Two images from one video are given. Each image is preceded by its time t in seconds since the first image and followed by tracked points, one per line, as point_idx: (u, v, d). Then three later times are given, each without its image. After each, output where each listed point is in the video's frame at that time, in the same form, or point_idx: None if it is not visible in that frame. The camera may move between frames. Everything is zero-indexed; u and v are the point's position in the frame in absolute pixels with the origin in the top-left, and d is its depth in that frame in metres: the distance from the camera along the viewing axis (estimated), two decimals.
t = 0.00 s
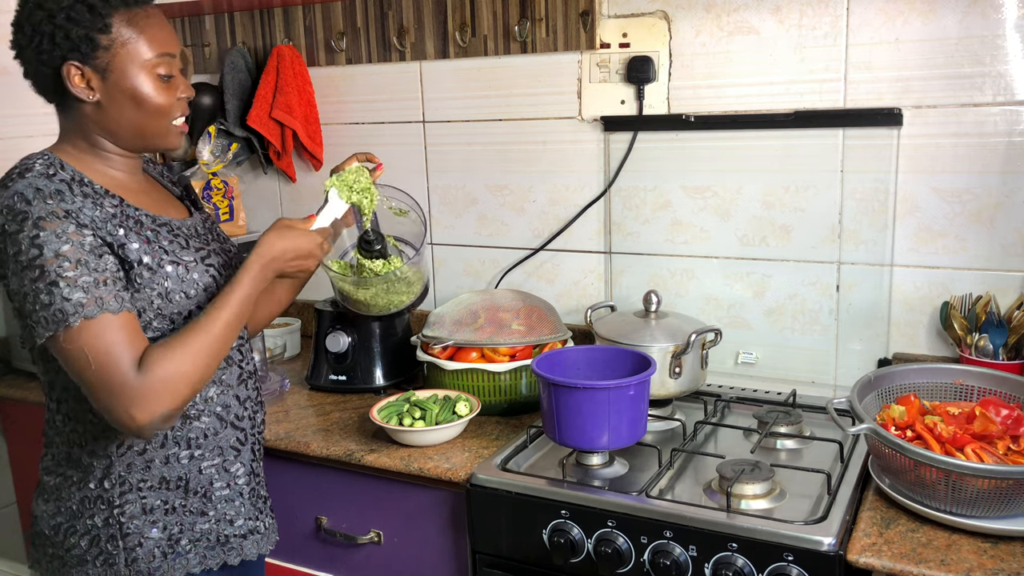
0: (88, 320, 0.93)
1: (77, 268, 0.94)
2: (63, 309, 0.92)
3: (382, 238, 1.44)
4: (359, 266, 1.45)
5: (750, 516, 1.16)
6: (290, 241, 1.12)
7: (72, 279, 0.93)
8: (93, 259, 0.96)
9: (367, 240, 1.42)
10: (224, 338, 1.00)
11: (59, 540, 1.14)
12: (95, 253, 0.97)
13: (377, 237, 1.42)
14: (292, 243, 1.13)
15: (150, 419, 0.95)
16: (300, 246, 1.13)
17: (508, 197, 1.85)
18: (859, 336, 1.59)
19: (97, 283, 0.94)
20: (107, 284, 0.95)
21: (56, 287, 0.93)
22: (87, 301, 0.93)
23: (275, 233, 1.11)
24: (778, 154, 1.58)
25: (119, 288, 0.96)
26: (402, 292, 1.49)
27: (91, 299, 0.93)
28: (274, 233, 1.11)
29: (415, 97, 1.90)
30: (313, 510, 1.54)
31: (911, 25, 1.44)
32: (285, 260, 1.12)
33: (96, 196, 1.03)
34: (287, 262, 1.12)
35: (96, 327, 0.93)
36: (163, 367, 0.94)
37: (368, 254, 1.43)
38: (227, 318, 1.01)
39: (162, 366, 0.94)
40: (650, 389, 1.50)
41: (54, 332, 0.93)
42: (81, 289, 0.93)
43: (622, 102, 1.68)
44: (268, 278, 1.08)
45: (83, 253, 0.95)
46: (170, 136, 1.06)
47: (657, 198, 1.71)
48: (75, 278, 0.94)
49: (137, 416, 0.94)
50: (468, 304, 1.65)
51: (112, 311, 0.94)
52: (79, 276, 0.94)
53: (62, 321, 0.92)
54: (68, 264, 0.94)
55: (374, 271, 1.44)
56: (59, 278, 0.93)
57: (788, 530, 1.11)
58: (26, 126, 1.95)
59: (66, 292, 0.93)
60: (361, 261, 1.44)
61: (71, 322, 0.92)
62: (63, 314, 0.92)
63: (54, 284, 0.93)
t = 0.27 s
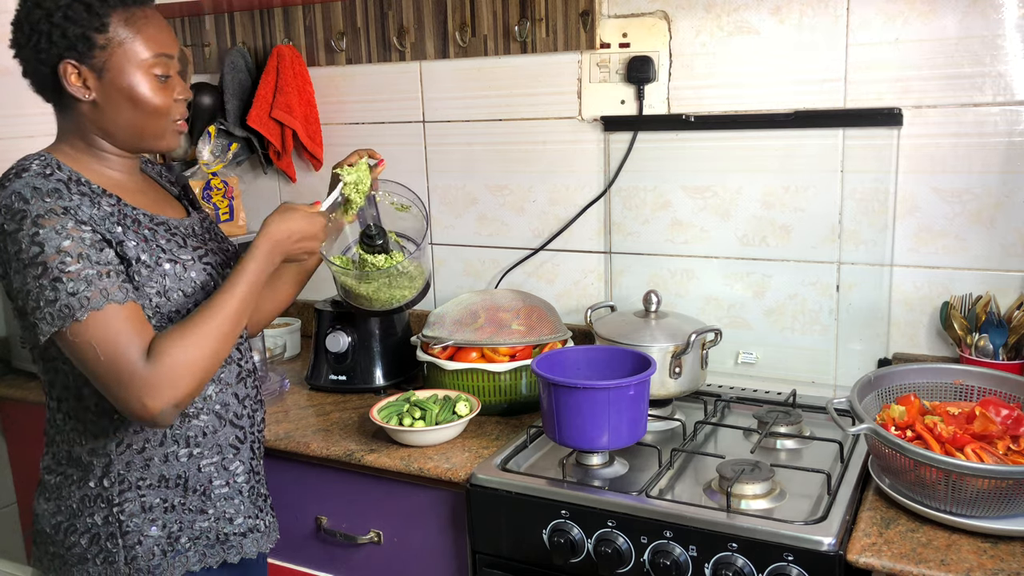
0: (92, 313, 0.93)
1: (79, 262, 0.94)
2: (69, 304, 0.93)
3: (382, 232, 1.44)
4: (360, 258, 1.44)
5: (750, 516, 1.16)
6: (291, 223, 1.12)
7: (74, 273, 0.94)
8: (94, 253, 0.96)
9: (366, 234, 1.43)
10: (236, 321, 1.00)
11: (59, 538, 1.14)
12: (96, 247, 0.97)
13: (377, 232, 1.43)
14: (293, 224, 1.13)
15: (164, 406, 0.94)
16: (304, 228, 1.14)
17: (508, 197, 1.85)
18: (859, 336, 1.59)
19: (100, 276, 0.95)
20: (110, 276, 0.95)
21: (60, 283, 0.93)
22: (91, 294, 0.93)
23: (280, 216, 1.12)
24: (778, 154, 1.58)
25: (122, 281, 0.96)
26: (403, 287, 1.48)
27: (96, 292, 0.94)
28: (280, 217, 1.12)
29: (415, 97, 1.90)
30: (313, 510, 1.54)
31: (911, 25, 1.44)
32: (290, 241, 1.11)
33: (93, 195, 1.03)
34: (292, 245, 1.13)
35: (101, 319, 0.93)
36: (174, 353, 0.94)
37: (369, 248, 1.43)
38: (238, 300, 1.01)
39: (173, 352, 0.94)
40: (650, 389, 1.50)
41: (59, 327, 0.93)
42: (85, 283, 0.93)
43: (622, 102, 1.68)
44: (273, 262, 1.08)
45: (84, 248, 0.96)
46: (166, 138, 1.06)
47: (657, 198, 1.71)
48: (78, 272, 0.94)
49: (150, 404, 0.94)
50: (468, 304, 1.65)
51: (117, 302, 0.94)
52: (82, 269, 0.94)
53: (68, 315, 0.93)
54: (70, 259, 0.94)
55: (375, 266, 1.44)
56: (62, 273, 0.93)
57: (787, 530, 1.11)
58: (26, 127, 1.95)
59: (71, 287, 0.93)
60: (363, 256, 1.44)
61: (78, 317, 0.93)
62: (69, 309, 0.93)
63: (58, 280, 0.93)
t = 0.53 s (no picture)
0: (89, 316, 0.93)
1: (78, 264, 0.94)
2: (64, 306, 0.92)
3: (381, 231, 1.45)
4: (357, 254, 1.46)
5: (750, 516, 1.16)
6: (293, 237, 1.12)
7: (73, 276, 0.93)
8: (93, 256, 0.96)
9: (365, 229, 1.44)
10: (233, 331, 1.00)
11: (60, 537, 1.14)
12: (96, 250, 0.97)
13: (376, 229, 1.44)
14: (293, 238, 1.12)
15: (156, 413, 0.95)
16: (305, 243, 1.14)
17: (508, 197, 1.85)
18: (858, 336, 1.59)
19: (97, 279, 0.94)
20: (108, 281, 0.95)
21: (57, 284, 0.93)
22: (88, 297, 0.93)
23: (282, 231, 1.11)
24: (777, 154, 1.58)
25: (119, 284, 0.96)
26: (393, 283, 1.49)
27: (92, 296, 0.93)
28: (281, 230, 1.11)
29: (415, 97, 1.90)
30: (313, 510, 1.54)
31: (911, 25, 1.44)
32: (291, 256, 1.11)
33: (95, 195, 1.03)
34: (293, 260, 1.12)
35: (99, 324, 0.93)
36: (169, 361, 0.94)
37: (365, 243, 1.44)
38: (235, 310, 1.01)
39: (168, 360, 0.94)
40: (650, 389, 1.50)
41: (56, 328, 0.93)
42: (82, 286, 0.93)
43: (622, 102, 1.68)
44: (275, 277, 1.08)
45: (83, 250, 0.96)
46: (147, 131, 1.03)
47: (657, 198, 1.71)
48: (76, 275, 0.94)
49: (143, 411, 0.94)
50: (468, 304, 1.65)
51: (112, 308, 0.94)
52: (80, 273, 0.94)
53: (64, 317, 0.92)
54: (69, 261, 0.94)
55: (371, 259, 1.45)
56: (60, 275, 0.93)
57: (788, 530, 1.11)
58: (26, 126, 1.95)
59: (68, 289, 0.93)
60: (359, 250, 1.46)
61: (73, 319, 0.92)
62: (65, 311, 0.92)
63: (56, 281, 0.93)
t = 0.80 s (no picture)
0: (78, 321, 0.93)
1: (70, 267, 0.94)
2: (54, 310, 0.92)
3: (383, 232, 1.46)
4: (357, 254, 1.46)
5: (750, 516, 1.16)
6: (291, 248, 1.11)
7: (64, 279, 0.93)
8: (85, 259, 0.96)
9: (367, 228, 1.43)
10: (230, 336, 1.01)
11: (58, 537, 1.14)
12: (88, 253, 0.97)
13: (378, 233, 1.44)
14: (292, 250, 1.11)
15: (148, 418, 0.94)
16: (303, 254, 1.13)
17: (508, 197, 1.85)
18: (859, 336, 1.59)
19: (88, 283, 0.94)
20: (99, 285, 0.95)
21: (49, 287, 0.93)
22: (77, 301, 0.93)
23: (280, 243, 1.11)
24: (777, 154, 1.58)
25: (110, 288, 0.96)
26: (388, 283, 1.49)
27: (81, 300, 0.93)
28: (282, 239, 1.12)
29: (414, 97, 1.90)
30: (313, 510, 1.54)
31: (911, 25, 1.44)
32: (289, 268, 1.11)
33: (91, 196, 1.03)
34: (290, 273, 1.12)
35: (91, 329, 0.93)
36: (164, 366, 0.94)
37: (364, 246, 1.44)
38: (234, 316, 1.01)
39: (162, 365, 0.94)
40: (650, 389, 1.50)
41: (47, 332, 0.93)
42: (72, 290, 0.93)
43: (622, 102, 1.68)
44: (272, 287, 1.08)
45: (75, 253, 0.95)
46: (126, 134, 1.02)
47: (656, 198, 1.71)
48: (67, 279, 0.94)
49: (131, 418, 0.94)
50: (468, 304, 1.65)
51: (102, 314, 0.94)
52: (71, 277, 0.94)
53: (54, 321, 0.93)
54: (61, 264, 0.94)
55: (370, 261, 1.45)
56: (52, 278, 0.93)
57: (788, 530, 1.11)
58: (26, 126, 1.95)
59: (58, 293, 0.93)
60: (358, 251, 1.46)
61: (62, 323, 0.92)
62: (55, 315, 0.92)
63: (47, 284, 0.93)
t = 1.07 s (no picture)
0: (70, 326, 0.93)
1: (62, 273, 0.94)
2: (46, 315, 0.93)
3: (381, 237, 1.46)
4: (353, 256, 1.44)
5: (750, 516, 1.16)
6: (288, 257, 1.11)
7: (57, 284, 0.94)
8: (79, 264, 0.96)
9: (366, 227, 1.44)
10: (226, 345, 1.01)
11: (57, 538, 1.14)
12: (82, 258, 0.97)
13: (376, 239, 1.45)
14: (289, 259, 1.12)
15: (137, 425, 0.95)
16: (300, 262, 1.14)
17: (508, 197, 1.85)
18: (859, 336, 1.59)
19: (80, 289, 0.94)
20: (92, 291, 0.95)
21: (41, 292, 0.93)
22: (69, 307, 0.93)
23: (278, 251, 1.11)
24: (777, 154, 1.58)
25: (103, 294, 0.96)
26: (381, 284, 1.47)
27: (73, 306, 0.94)
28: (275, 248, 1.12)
29: (415, 97, 1.90)
30: (313, 510, 1.54)
31: (911, 25, 1.44)
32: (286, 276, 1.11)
33: (87, 198, 1.03)
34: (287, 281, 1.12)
35: (87, 335, 0.94)
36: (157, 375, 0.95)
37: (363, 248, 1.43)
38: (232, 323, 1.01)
39: (154, 374, 0.94)
40: (650, 389, 1.50)
41: (40, 336, 0.94)
42: (64, 295, 0.93)
43: (622, 102, 1.68)
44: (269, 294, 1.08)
45: (69, 258, 0.96)
46: (137, 141, 1.04)
47: (657, 198, 1.71)
48: (60, 284, 0.94)
49: (122, 424, 0.94)
50: (468, 304, 1.65)
51: (92, 320, 0.94)
52: (63, 283, 0.94)
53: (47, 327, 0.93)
54: (54, 269, 0.94)
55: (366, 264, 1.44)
56: (45, 284, 0.93)
57: (787, 530, 1.11)
58: (26, 126, 1.95)
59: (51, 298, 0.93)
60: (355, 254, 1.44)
61: (52, 328, 0.93)
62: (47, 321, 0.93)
63: (40, 289, 0.93)
